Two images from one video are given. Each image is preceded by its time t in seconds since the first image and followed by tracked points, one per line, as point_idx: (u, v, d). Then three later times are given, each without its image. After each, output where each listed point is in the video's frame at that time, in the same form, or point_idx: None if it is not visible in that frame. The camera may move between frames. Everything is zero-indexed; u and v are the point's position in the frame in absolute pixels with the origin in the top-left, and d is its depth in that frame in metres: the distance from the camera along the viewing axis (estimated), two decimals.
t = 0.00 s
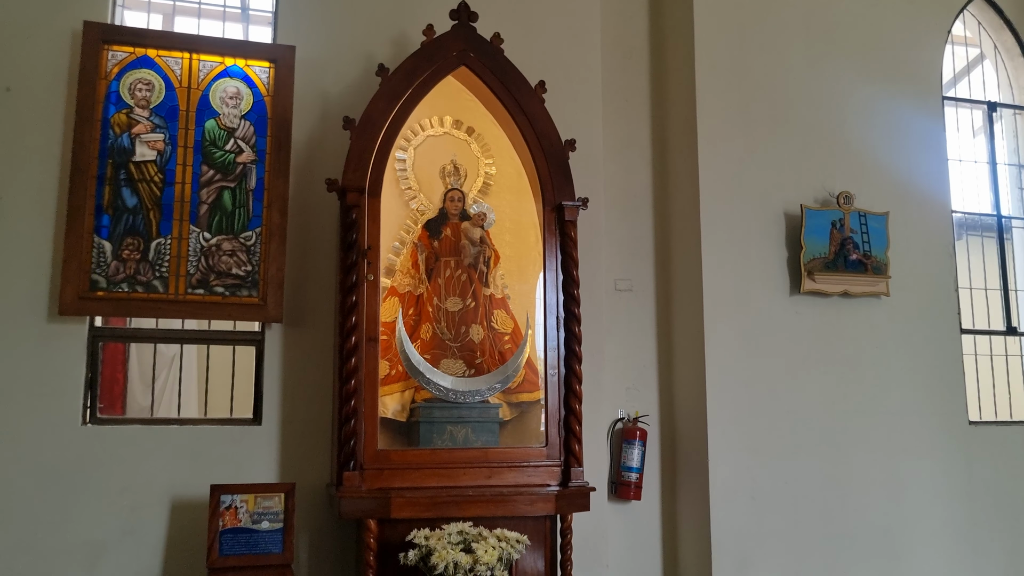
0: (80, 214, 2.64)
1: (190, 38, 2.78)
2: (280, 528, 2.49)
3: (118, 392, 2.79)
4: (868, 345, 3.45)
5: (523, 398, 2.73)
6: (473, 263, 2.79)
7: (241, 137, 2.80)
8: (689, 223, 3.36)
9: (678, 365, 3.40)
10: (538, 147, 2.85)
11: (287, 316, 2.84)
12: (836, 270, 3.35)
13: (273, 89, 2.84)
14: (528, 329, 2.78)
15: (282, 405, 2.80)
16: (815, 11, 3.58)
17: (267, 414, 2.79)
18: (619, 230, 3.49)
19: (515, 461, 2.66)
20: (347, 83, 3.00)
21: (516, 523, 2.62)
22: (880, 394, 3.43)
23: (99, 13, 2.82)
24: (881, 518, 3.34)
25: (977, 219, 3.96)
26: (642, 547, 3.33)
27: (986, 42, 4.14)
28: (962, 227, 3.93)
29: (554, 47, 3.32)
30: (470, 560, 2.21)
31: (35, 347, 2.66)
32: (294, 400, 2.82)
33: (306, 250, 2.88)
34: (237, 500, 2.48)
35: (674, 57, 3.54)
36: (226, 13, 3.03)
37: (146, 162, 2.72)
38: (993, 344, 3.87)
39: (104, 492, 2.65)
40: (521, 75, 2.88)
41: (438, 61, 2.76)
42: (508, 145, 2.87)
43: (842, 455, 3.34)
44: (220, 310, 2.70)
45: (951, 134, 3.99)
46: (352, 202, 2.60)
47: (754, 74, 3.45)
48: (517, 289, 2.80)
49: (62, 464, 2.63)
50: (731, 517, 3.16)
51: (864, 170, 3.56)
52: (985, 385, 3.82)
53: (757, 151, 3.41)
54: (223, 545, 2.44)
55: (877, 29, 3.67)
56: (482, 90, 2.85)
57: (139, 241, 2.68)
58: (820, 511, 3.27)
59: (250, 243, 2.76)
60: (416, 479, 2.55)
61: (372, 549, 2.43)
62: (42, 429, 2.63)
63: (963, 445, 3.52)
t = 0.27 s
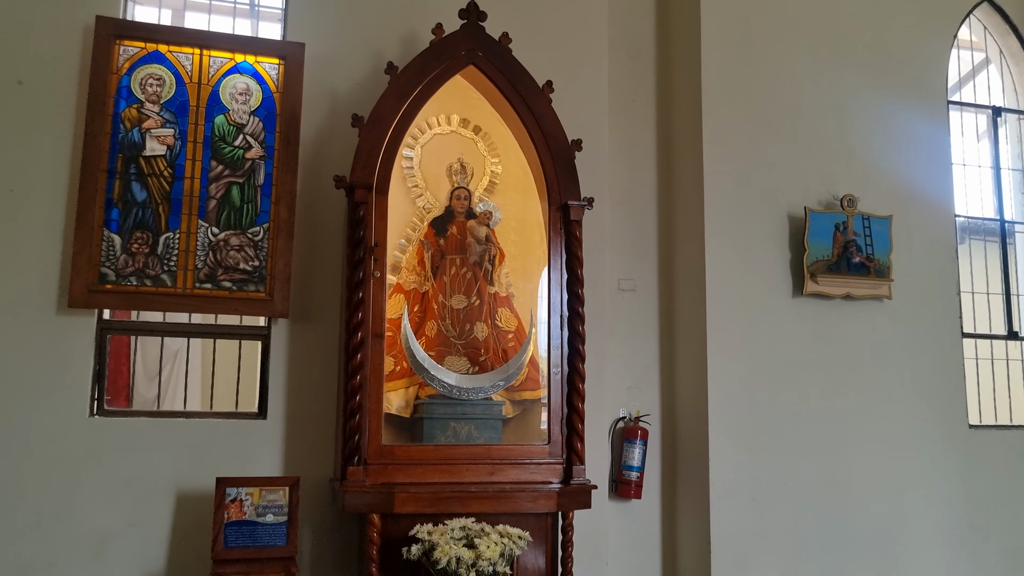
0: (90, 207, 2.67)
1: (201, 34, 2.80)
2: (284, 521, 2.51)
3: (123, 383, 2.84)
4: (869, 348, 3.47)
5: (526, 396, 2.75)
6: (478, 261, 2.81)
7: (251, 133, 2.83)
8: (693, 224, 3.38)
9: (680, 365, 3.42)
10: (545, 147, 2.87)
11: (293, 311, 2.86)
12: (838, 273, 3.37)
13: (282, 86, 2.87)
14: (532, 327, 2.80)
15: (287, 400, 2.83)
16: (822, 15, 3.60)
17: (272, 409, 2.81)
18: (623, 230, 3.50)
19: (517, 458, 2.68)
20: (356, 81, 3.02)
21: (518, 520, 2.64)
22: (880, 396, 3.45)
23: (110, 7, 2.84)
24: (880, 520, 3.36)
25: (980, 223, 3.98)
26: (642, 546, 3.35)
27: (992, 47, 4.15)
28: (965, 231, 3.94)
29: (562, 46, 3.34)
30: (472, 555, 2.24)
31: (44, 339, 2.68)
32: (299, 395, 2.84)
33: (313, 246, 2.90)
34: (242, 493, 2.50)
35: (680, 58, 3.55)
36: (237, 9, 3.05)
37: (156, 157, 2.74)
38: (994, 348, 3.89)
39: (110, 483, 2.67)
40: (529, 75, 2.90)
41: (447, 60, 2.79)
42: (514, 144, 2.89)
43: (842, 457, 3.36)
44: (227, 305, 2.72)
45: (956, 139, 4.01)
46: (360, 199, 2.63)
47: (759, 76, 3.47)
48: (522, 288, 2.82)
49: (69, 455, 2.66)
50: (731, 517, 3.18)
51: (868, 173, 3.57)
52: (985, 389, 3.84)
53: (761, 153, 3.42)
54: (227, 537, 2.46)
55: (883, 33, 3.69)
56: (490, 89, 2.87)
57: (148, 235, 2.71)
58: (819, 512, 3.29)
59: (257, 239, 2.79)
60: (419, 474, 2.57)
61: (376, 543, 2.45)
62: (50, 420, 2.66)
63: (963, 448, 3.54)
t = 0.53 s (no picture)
0: (103, 202, 2.70)
1: (214, 32, 2.83)
2: (292, 515, 2.54)
3: (133, 376, 2.86)
4: (875, 348, 3.47)
5: (532, 393, 2.77)
6: (486, 259, 2.83)
7: (261, 130, 2.85)
8: (700, 223, 3.39)
9: (686, 363, 3.43)
10: (553, 146, 2.89)
11: (302, 307, 2.89)
12: (845, 273, 3.38)
13: (293, 84, 2.89)
14: (539, 325, 2.82)
15: (296, 395, 2.86)
16: (831, 15, 3.60)
17: (280, 403, 2.84)
18: (630, 229, 3.52)
19: (523, 455, 2.70)
20: (366, 79, 3.04)
21: (523, 516, 2.66)
22: (886, 396, 3.46)
23: (124, 5, 2.87)
24: (884, 519, 3.37)
25: (988, 224, 3.98)
26: (647, 542, 3.37)
27: (1002, 47, 4.15)
28: (973, 231, 3.95)
29: (570, 45, 3.36)
30: (478, 550, 2.27)
31: (56, 332, 2.72)
32: (308, 389, 2.87)
33: (323, 242, 2.93)
34: (251, 486, 2.53)
35: (689, 57, 3.56)
36: (249, 7, 3.07)
37: (168, 153, 2.77)
38: (1000, 349, 3.89)
39: (121, 476, 2.71)
40: (538, 74, 2.92)
41: (457, 58, 2.80)
42: (522, 143, 2.90)
43: (847, 456, 3.36)
44: (237, 300, 2.75)
45: (964, 139, 4.01)
46: (370, 196, 2.65)
47: (768, 76, 3.47)
48: (529, 285, 2.84)
49: (81, 447, 2.69)
50: (735, 515, 3.20)
51: (876, 173, 3.58)
52: (991, 390, 3.84)
53: (769, 153, 3.43)
54: (236, 530, 2.48)
55: (892, 34, 3.69)
56: (499, 88, 2.89)
57: (160, 230, 2.74)
58: (823, 511, 3.30)
59: (267, 235, 2.81)
60: (426, 470, 2.60)
61: (382, 538, 2.47)
62: (63, 412, 2.70)
63: (968, 448, 3.54)
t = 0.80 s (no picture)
0: (124, 197, 2.72)
1: (234, 28, 2.85)
2: (310, 508, 2.56)
3: (151, 369, 2.90)
4: (890, 347, 3.47)
5: (548, 390, 2.79)
6: (502, 256, 2.85)
7: (281, 126, 2.87)
8: (716, 221, 3.40)
9: (700, 361, 3.44)
10: (571, 143, 2.89)
11: (320, 302, 2.91)
12: (860, 272, 3.38)
13: (312, 80, 2.91)
14: (555, 322, 2.83)
15: (313, 389, 2.88)
16: (848, 13, 3.59)
17: (298, 397, 2.86)
18: (645, 226, 3.52)
19: (539, 450, 2.72)
20: (384, 75, 3.05)
21: (539, 511, 2.68)
22: (901, 396, 3.46)
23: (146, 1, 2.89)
24: (897, 518, 3.37)
25: (1005, 224, 3.97)
26: (660, 539, 3.38)
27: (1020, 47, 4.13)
28: (989, 231, 3.93)
29: (587, 43, 3.37)
30: (495, 544, 2.28)
31: (78, 325, 2.75)
32: (325, 383, 2.89)
33: (341, 238, 2.95)
34: (269, 479, 2.55)
35: (705, 55, 3.56)
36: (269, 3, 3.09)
37: (188, 149, 2.79)
38: (1015, 350, 3.88)
39: (141, 467, 2.74)
40: (556, 71, 2.92)
41: (476, 56, 2.81)
42: (540, 140, 2.91)
43: (861, 455, 3.36)
44: (256, 295, 2.77)
45: (981, 139, 4.00)
46: (388, 192, 2.67)
47: (785, 74, 3.47)
48: (545, 282, 2.85)
49: (102, 439, 2.72)
50: (749, 513, 3.21)
51: (892, 173, 3.57)
52: (1006, 391, 3.83)
53: (786, 152, 3.43)
54: (255, 522, 2.50)
55: (910, 33, 3.68)
56: (516, 85, 2.89)
57: (180, 225, 2.76)
58: (837, 511, 3.30)
59: (286, 230, 2.83)
60: (443, 464, 2.62)
61: (399, 531, 2.49)
62: (84, 404, 2.73)
63: (982, 449, 3.54)
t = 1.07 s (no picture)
0: (146, 192, 2.74)
1: (255, 25, 2.86)
2: (331, 502, 2.58)
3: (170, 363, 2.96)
4: (906, 345, 3.47)
5: (567, 386, 2.80)
6: (521, 252, 2.86)
7: (301, 123, 2.88)
8: (731, 219, 3.40)
9: (715, 358, 3.44)
10: (589, 140, 2.90)
11: (340, 298, 2.92)
12: (876, 270, 3.38)
13: (332, 77, 2.92)
14: (573, 319, 2.84)
15: (332, 384, 2.89)
16: (865, 11, 3.59)
17: (317, 392, 2.88)
18: (661, 224, 3.53)
19: (557, 446, 2.73)
20: (402, 72, 3.06)
21: (558, 507, 2.69)
22: (916, 394, 3.46)
23: None
24: (912, 516, 3.37)
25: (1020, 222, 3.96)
26: (675, 535, 3.39)
27: None
28: (1004, 230, 3.93)
29: (603, 41, 3.38)
30: (517, 539, 2.32)
31: (99, 320, 2.76)
32: (344, 379, 2.90)
33: (360, 234, 2.96)
34: (290, 474, 2.57)
35: (721, 53, 3.56)
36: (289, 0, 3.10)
37: (209, 145, 2.81)
38: None
39: (162, 461, 2.75)
40: (575, 69, 2.93)
41: (495, 53, 2.82)
42: (558, 138, 2.92)
43: (876, 453, 3.37)
44: (276, 290, 2.79)
45: (996, 138, 4.00)
46: (409, 189, 2.68)
47: (800, 72, 3.47)
48: (563, 279, 2.86)
49: (123, 433, 2.74)
50: (764, 510, 3.22)
51: (908, 171, 3.57)
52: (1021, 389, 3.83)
53: (802, 150, 3.43)
54: (276, 516, 2.52)
55: (926, 30, 3.67)
56: (535, 82, 2.90)
57: (201, 221, 2.78)
58: (852, 508, 3.31)
59: (306, 226, 2.84)
60: (462, 459, 2.63)
61: (420, 526, 2.51)
62: (105, 399, 2.74)
63: (998, 447, 3.53)
